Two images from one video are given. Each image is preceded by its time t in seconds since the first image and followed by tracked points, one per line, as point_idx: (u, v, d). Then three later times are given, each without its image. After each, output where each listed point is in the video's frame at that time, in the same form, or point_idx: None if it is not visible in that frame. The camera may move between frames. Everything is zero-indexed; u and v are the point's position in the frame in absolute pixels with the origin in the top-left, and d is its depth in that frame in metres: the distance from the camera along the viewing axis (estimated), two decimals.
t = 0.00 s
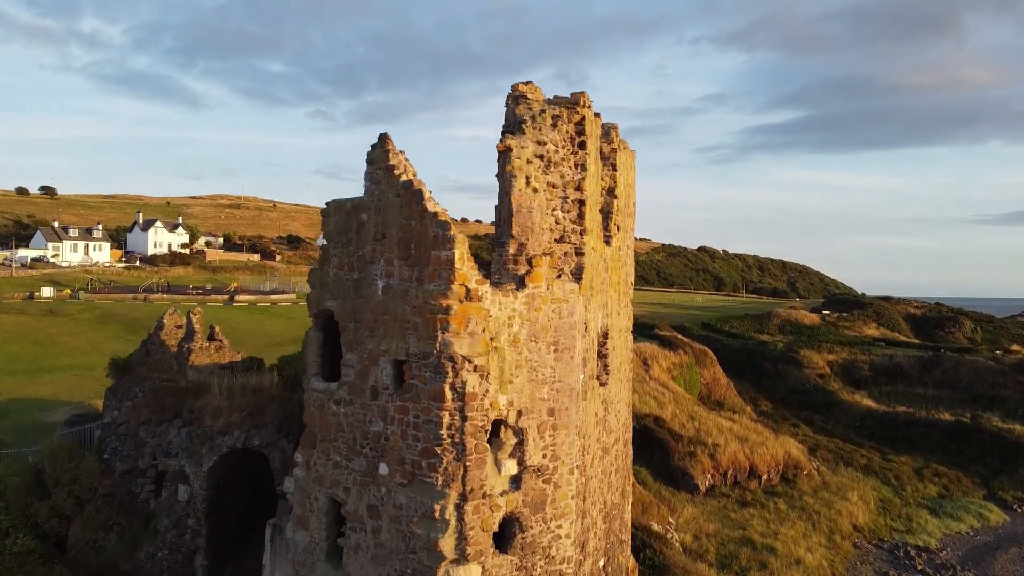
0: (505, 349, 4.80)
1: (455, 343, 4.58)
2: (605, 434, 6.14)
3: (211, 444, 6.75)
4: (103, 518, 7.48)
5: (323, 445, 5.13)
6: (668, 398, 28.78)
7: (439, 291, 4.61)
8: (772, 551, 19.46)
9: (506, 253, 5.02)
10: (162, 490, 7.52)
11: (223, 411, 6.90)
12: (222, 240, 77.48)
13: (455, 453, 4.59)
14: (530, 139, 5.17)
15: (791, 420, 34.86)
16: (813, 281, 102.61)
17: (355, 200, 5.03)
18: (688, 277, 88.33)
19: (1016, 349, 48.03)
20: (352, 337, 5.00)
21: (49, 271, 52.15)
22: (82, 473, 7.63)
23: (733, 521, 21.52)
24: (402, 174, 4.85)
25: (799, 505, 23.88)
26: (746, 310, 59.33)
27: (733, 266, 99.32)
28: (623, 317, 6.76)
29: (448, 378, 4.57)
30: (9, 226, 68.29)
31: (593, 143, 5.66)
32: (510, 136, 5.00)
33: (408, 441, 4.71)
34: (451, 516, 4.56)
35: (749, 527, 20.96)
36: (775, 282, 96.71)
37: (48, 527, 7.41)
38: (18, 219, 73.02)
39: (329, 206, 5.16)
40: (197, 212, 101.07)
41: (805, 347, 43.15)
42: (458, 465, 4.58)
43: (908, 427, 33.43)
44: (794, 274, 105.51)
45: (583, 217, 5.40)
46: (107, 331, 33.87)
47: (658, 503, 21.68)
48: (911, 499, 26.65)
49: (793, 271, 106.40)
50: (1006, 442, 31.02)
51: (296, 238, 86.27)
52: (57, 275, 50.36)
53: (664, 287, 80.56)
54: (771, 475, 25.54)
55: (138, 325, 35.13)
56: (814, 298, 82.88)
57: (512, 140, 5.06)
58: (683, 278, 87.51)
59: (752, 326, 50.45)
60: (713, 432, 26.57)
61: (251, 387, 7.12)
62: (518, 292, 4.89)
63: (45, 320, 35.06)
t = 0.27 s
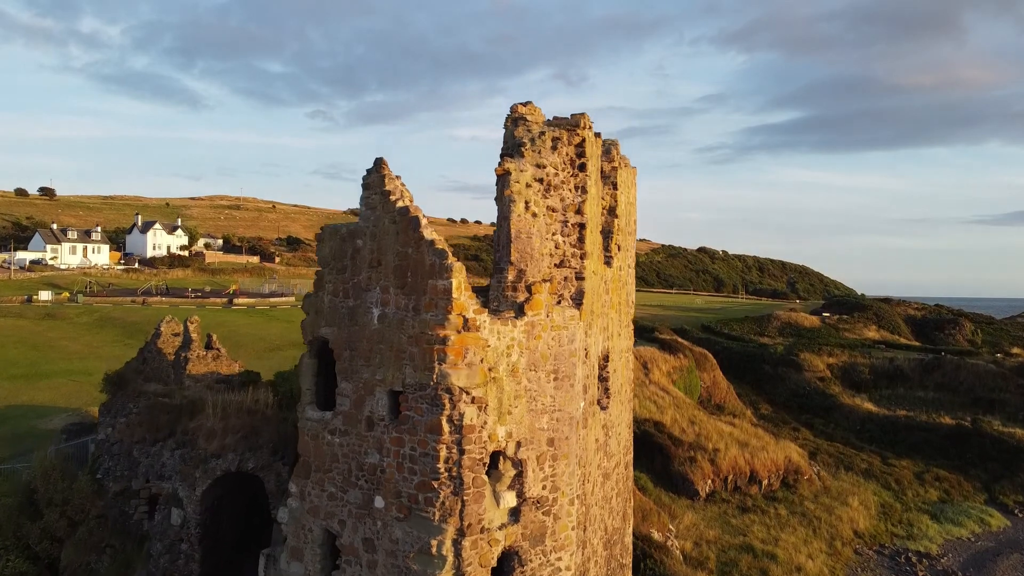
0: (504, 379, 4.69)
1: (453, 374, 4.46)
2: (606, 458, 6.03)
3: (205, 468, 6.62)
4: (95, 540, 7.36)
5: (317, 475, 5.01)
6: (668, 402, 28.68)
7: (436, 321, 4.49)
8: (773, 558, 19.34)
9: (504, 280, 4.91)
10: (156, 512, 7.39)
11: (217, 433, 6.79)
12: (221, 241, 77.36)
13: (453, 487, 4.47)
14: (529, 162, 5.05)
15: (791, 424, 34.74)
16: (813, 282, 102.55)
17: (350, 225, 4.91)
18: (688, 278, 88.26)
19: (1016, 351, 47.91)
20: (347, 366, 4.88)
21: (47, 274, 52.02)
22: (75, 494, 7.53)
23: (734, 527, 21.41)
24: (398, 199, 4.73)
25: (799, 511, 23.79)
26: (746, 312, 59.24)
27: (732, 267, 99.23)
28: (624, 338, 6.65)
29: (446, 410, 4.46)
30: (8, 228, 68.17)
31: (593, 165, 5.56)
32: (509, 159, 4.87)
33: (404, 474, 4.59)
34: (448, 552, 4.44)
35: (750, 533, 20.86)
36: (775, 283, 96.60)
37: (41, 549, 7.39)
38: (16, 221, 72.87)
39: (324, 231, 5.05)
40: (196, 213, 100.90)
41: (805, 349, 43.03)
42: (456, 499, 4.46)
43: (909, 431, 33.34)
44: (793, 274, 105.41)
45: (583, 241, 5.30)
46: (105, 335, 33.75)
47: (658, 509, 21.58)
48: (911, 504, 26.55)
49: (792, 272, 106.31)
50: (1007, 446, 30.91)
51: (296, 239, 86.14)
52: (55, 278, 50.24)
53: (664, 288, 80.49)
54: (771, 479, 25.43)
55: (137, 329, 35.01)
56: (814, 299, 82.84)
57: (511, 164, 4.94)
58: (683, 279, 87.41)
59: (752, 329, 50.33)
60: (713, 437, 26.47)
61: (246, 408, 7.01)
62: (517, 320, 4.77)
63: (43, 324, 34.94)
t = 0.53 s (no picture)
0: (503, 410, 4.58)
1: (451, 406, 4.35)
2: (608, 483, 5.92)
3: (199, 490, 6.49)
4: (88, 561, 7.23)
5: (313, 505, 4.90)
6: (668, 406, 28.59)
7: (433, 351, 4.38)
8: (774, 565, 19.23)
9: (503, 307, 4.79)
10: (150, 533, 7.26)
11: (212, 454, 6.67)
12: (220, 243, 77.22)
13: (451, 522, 4.35)
14: (529, 185, 4.93)
15: (792, 427, 34.64)
16: (813, 282, 102.45)
17: (345, 250, 4.80)
18: (687, 279, 88.18)
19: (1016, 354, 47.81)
20: (344, 395, 4.77)
21: (46, 276, 51.91)
22: (68, 514, 7.42)
23: (735, 532, 21.35)
24: (394, 225, 4.62)
25: (801, 515, 23.70)
26: (746, 313, 59.13)
27: (732, 268, 99.15)
28: (625, 358, 6.53)
29: (444, 443, 4.35)
30: (6, 230, 68.04)
31: (594, 185, 5.46)
32: (509, 182, 4.75)
33: (401, 507, 4.48)
34: None
35: (751, 539, 20.78)
36: (775, 283, 96.51)
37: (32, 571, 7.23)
38: (15, 222, 72.71)
39: (319, 255, 4.93)
40: (195, 214, 100.78)
41: (805, 352, 42.93)
42: (454, 533, 4.35)
43: (910, 435, 33.23)
44: (793, 274, 105.34)
45: (584, 265, 5.20)
46: (103, 339, 33.64)
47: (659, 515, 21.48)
48: (912, 508, 26.45)
49: (792, 272, 106.24)
50: (1008, 449, 30.78)
51: (295, 240, 86.04)
52: (54, 281, 50.12)
53: (664, 289, 80.38)
54: (771, 484, 25.31)
55: (135, 333, 34.90)
56: (814, 300, 82.78)
57: (510, 187, 4.82)
58: (683, 280, 87.31)
59: (752, 331, 50.24)
60: (714, 441, 26.37)
61: (241, 429, 6.91)
62: (516, 348, 4.66)
63: (41, 328, 34.81)
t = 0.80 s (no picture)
0: (503, 431, 4.48)
1: (449, 429, 4.26)
2: (609, 498, 5.84)
3: (194, 503, 6.40)
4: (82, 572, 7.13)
5: (309, 526, 4.81)
6: (668, 402, 28.53)
7: (431, 372, 4.29)
8: (774, 562, 19.18)
9: (503, 325, 4.70)
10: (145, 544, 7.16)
11: (207, 467, 6.58)
12: (219, 237, 77.05)
13: (449, 546, 4.26)
14: (529, 200, 4.82)
15: (792, 422, 34.58)
16: (813, 276, 102.31)
17: (341, 268, 4.69)
18: (687, 273, 88.04)
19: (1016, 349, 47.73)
20: (340, 415, 4.67)
21: (44, 271, 51.78)
22: (62, 524, 7.32)
23: (734, 529, 21.33)
24: (391, 243, 4.52)
25: (801, 512, 23.66)
26: (745, 308, 59.02)
27: (732, 261, 99.00)
28: (627, 370, 6.44)
29: (442, 466, 4.25)
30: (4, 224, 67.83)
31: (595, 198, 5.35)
32: (508, 198, 4.65)
33: (398, 531, 4.39)
34: None
35: (750, 536, 20.76)
36: (775, 277, 96.37)
37: None
38: (13, 216, 72.50)
39: (314, 272, 4.82)
40: (194, 207, 100.55)
41: (805, 347, 42.86)
42: (452, 558, 4.26)
43: (909, 430, 33.17)
44: (793, 268, 105.21)
45: (586, 280, 5.10)
46: (101, 335, 33.55)
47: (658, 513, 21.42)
48: (912, 504, 26.41)
49: (791, 265, 106.11)
50: (1008, 445, 30.71)
51: (294, 234, 85.87)
52: (52, 275, 49.99)
53: (663, 283, 80.25)
54: (771, 480, 25.26)
55: (133, 329, 34.80)
56: (814, 294, 82.64)
57: (509, 202, 4.72)
58: (682, 274, 87.20)
59: (752, 326, 50.15)
60: (713, 438, 26.30)
61: (237, 441, 6.84)
62: (516, 368, 4.56)
63: (39, 324, 34.72)
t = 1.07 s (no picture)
0: (503, 445, 4.40)
1: (447, 444, 4.17)
2: (610, 505, 5.76)
3: (190, 508, 6.32)
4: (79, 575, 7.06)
5: (305, 537, 4.73)
6: (667, 389, 28.50)
7: (429, 386, 4.19)
8: (773, 551, 19.25)
9: (502, 336, 4.59)
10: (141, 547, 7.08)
11: (203, 472, 6.50)
12: (218, 222, 76.82)
13: (448, 562, 4.18)
14: (529, 207, 4.71)
15: (791, 409, 34.58)
16: (812, 260, 102.15)
17: (337, 277, 4.58)
18: (687, 258, 87.89)
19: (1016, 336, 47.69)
20: (336, 427, 4.58)
21: (42, 257, 51.64)
22: (58, 527, 7.27)
23: (734, 517, 21.36)
24: (388, 252, 4.40)
25: (800, 500, 23.68)
26: (746, 294, 58.94)
27: (732, 246, 98.81)
28: (628, 374, 6.34)
29: (440, 481, 4.17)
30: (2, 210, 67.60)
31: (597, 203, 5.24)
32: (508, 204, 4.53)
33: (396, 546, 4.30)
34: None
35: (750, 525, 20.79)
36: (775, 262, 96.21)
37: None
38: (11, 201, 72.23)
39: (310, 281, 4.71)
40: (193, 193, 100.20)
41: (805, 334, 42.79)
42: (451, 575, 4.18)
43: (908, 418, 33.16)
44: (793, 252, 105.05)
45: (587, 287, 4.99)
46: (100, 323, 33.48)
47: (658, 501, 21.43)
48: (911, 492, 26.45)
49: (791, 250, 105.94)
50: (1007, 433, 30.70)
51: (293, 219, 85.63)
52: (50, 262, 49.86)
53: (663, 268, 80.12)
54: (770, 468, 25.29)
55: (132, 317, 34.73)
56: (814, 279, 82.51)
57: (510, 208, 4.60)
58: (682, 259, 87.03)
59: (752, 312, 50.09)
60: (713, 425, 26.27)
61: (232, 444, 6.76)
62: (516, 381, 4.46)
63: (38, 311, 34.64)
